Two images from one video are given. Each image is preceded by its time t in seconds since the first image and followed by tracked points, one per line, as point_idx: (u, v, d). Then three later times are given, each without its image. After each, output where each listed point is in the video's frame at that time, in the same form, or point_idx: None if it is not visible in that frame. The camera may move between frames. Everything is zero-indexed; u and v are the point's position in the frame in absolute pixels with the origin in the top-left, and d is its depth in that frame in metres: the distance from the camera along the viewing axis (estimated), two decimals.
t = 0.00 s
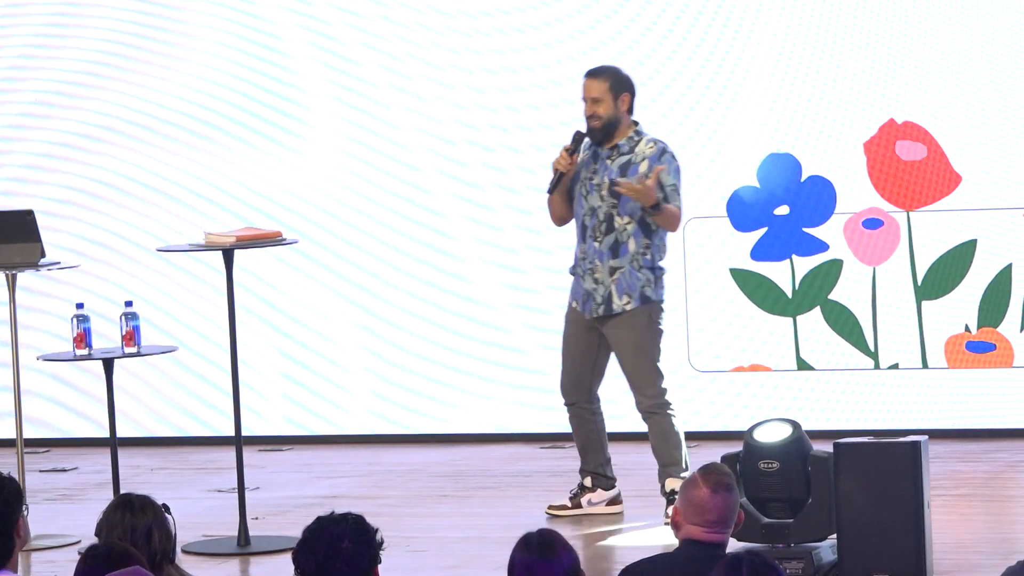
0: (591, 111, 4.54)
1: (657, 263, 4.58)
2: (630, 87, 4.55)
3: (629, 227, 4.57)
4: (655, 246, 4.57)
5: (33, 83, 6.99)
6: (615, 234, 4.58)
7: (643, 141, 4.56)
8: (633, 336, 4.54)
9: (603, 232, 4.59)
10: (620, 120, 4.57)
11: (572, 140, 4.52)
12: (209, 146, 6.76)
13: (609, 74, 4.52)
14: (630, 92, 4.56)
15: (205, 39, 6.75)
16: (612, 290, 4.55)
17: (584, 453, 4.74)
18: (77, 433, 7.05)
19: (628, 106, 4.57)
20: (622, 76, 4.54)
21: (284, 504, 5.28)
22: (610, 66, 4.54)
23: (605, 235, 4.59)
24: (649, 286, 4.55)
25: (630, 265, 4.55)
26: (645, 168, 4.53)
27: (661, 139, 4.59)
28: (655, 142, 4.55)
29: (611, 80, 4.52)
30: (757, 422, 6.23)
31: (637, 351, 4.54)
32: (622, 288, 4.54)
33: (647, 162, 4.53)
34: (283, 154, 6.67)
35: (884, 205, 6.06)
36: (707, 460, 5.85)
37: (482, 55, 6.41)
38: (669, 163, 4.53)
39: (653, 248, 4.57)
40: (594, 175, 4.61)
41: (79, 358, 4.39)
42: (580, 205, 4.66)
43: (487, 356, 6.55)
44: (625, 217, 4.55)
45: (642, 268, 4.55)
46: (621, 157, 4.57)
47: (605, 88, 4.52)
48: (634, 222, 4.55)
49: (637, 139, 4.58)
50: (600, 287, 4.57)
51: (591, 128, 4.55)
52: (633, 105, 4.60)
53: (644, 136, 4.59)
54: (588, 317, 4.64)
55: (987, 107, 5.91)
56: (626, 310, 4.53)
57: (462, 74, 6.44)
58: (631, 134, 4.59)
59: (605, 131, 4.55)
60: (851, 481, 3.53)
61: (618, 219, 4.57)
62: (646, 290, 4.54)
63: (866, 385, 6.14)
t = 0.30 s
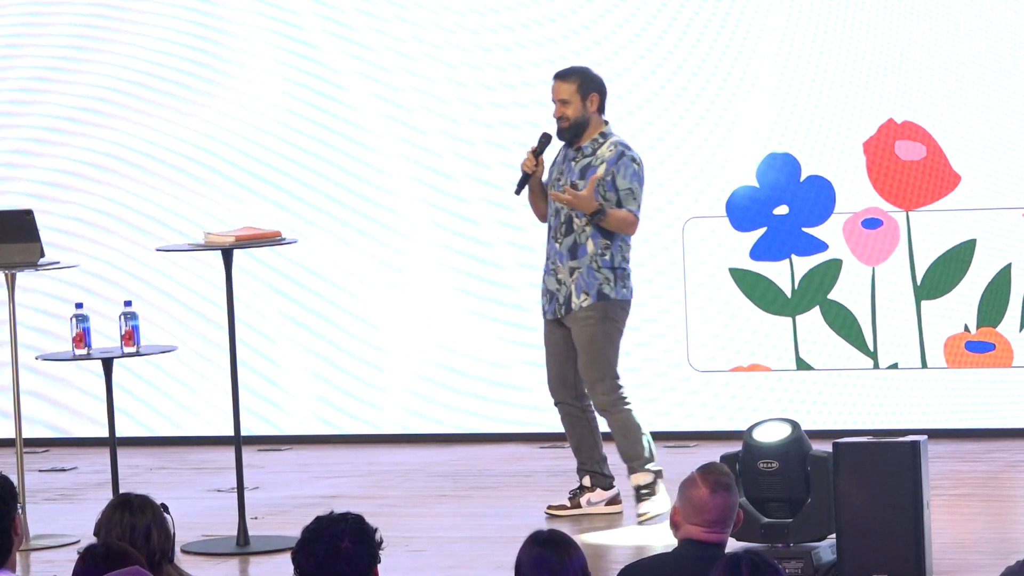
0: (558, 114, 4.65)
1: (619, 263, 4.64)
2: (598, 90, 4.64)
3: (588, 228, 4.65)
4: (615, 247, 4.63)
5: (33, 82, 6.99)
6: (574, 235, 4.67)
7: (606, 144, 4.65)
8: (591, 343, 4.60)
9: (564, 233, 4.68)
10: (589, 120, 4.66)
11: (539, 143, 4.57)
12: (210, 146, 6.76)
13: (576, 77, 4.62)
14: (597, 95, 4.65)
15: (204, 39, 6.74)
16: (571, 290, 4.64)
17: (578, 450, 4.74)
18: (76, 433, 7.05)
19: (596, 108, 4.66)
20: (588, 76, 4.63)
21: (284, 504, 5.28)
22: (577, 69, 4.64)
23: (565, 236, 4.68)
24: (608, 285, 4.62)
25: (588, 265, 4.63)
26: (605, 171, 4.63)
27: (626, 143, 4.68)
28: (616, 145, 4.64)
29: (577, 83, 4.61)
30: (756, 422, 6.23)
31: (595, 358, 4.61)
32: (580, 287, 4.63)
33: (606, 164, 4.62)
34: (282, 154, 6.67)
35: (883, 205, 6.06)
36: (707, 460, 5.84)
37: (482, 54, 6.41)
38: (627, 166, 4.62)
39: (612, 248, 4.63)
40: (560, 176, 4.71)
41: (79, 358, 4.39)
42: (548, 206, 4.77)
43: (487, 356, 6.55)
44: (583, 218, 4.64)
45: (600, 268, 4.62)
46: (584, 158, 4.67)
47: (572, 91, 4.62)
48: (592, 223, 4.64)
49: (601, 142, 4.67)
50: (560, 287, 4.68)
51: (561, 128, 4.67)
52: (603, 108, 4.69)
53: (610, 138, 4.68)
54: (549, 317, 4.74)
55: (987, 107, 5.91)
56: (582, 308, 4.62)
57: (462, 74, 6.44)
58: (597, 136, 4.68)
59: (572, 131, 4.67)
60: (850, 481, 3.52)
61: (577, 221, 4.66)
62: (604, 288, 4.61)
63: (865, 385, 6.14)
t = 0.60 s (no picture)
0: (538, 114, 4.67)
1: (599, 261, 4.62)
2: (576, 88, 4.66)
3: (568, 226, 4.65)
4: (595, 244, 4.62)
5: (33, 82, 6.99)
6: (555, 233, 4.67)
7: (585, 140, 4.66)
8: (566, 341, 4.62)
9: (546, 231, 4.69)
10: (567, 118, 4.68)
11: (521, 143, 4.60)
12: (209, 145, 6.76)
13: (554, 75, 4.63)
14: (576, 93, 4.66)
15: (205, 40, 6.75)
16: (551, 287, 4.66)
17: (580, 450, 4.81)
18: (76, 434, 7.05)
19: (575, 106, 4.68)
20: (566, 75, 4.63)
21: (283, 504, 5.28)
22: (554, 67, 4.65)
23: (546, 233, 4.69)
24: (587, 282, 4.61)
25: (569, 263, 4.63)
26: (584, 167, 4.63)
27: (606, 138, 4.68)
28: (594, 141, 4.64)
29: (555, 82, 4.63)
30: (756, 422, 6.23)
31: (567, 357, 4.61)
32: (560, 284, 4.64)
33: (585, 161, 4.63)
34: (282, 154, 6.68)
35: (883, 206, 6.06)
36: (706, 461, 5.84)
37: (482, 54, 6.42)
38: (606, 161, 4.62)
39: (593, 245, 4.62)
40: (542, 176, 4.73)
41: (78, 358, 4.39)
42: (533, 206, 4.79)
43: (486, 355, 6.55)
44: (563, 216, 4.64)
45: (580, 266, 4.61)
46: (564, 156, 4.68)
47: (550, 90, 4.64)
48: (572, 220, 4.64)
49: (581, 138, 4.68)
50: (543, 285, 4.70)
51: (540, 128, 4.68)
52: (582, 105, 4.71)
53: (589, 135, 4.68)
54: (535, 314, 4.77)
55: (986, 106, 5.91)
56: (560, 303, 4.63)
57: (462, 74, 6.44)
58: (577, 133, 4.69)
59: (552, 130, 4.68)
60: (850, 481, 3.52)
61: (557, 219, 4.66)
62: (583, 286, 4.61)
63: (864, 385, 6.14)
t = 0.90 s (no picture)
0: (518, 117, 4.65)
1: (578, 265, 4.64)
2: (556, 90, 4.66)
3: (548, 229, 4.66)
4: (575, 248, 4.64)
5: (33, 78, 6.98)
6: (534, 237, 4.68)
7: (564, 143, 4.66)
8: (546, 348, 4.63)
9: (525, 235, 4.70)
10: (547, 121, 4.67)
11: (500, 145, 4.56)
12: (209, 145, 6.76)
13: (533, 78, 4.62)
14: (555, 96, 4.67)
15: (205, 39, 6.74)
16: (531, 293, 4.67)
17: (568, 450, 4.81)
18: (76, 434, 7.05)
19: (554, 109, 4.68)
20: (546, 78, 4.63)
21: (283, 504, 5.28)
22: (534, 69, 4.64)
23: (525, 238, 4.70)
24: (567, 287, 4.62)
25: (548, 267, 4.64)
26: (563, 171, 4.64)
27: (585, 140, 4.70)
28: (573, 143, 4.65)
29: (535, 84, 4.62)
30: (756, 422, 6.23)
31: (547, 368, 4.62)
32: (539, 290, 4.65)
33: (565, 164, 4.63)
34: (282, 154, 6.68)
35: (883, 205, 6.06)
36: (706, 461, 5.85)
37: (482, 53, 6.41)
38: (586, 164, 4.64)
39: (572, 249, 4.64)
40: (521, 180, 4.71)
41: (79, 358, 4.40)
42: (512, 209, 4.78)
43: (486, 355, 6.55)
44: (544, 220, 4.65)
45: (560, 270, 4.62)
46: (543, 160, 4.68)
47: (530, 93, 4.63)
48: (551, 224, 4.65)
49: (560, 141, 4.68)
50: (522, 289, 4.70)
51: (521, 129, 4.67)
52: (561, 108, 4.71)
53: (568, 137, 4.68)
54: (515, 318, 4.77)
55: (986, 106, 5.91)
56: (540, 310, 4.64)
57: (462, 73, 6.44)
58: (555, 136, 4.70)
59: (533, 132, 4.66)
60: (850, 481, 3.52)
61: (537, 222, 4.67)
62: (563, 291, 4.61)
63: (864, 385, 6.13)
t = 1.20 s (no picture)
0: (494, 115, 4.67)
1: (546, 267, 4.62)
2: (538, 93, 4.65)
3: (518, 231, 4.67)
4: (543, 251, 4.63)
5: (39, 78, 6.98)
6: (504, 239, 4.69)
7: (540, 145, 4.66)
8: (521, 354, 4.63)
9: (495, 236, 4.71)
10: (524, 122, 4.66)
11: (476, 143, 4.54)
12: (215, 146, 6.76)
13: (515, 77, 4.63)
14: (536, 98, 4.66)
15: (211, 38, 6.75)
16: (500, 295, 4.67)
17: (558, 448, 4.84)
18: (83, 434, 7.05)
19: (534, 111, 4.67)
20: (528, 78, 4.63)
21: (291, 504, 5.27)
22: (518, 69, 4.65)
23: (496, 238, 4.71)
24: (534, 290, 4.62)
25: (516, 269, 4.64)
26: (535, 173, 4.64)
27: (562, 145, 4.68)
28: (548, 147, 4.64)
29: (516, 84, 4.62)
30: (764, 423, 6.23)
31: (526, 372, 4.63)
32: (508, 292, 4.65)
33: (537, 167, 4.63)
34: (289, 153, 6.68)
35: (890, 206, 6.06)
36: (713, 461, 5.85)
37: (488, 54, 6.42)
38: (558, 168, 4.62)
39: (541, 252, 4.63)
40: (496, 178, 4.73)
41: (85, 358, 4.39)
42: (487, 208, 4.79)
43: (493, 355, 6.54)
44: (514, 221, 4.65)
45: (528, 272, 4.62)
46: (518, 161, 4.68)
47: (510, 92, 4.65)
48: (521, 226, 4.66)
49: (535, 144, 4.68)
50: (491, 291, 4.70)
51: (496, 128, 4.68)
52: (543, 110, 4.70)
53: (545, 140, 4.68)
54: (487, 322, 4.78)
55: (993, 107, 5.91)
56: (510, 313, 4.64)
57: (469, 74, 6.44)
58: (532, 138, 4.69)
59: (507, 131, 4.67)
60: (858, 480, 3.52)
61: (507, 224, 4.68)
62: (530, 294, 4.61)
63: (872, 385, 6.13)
